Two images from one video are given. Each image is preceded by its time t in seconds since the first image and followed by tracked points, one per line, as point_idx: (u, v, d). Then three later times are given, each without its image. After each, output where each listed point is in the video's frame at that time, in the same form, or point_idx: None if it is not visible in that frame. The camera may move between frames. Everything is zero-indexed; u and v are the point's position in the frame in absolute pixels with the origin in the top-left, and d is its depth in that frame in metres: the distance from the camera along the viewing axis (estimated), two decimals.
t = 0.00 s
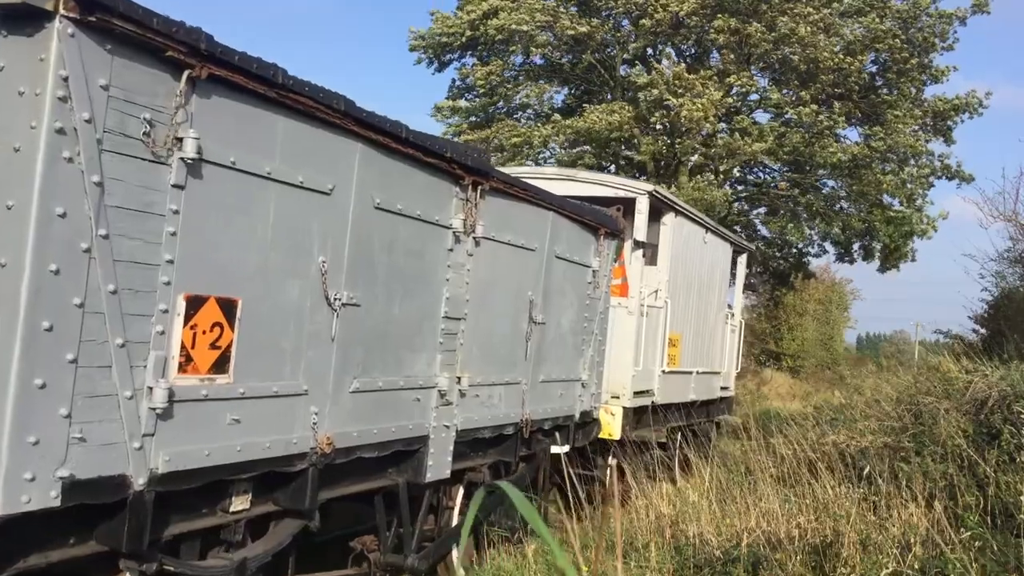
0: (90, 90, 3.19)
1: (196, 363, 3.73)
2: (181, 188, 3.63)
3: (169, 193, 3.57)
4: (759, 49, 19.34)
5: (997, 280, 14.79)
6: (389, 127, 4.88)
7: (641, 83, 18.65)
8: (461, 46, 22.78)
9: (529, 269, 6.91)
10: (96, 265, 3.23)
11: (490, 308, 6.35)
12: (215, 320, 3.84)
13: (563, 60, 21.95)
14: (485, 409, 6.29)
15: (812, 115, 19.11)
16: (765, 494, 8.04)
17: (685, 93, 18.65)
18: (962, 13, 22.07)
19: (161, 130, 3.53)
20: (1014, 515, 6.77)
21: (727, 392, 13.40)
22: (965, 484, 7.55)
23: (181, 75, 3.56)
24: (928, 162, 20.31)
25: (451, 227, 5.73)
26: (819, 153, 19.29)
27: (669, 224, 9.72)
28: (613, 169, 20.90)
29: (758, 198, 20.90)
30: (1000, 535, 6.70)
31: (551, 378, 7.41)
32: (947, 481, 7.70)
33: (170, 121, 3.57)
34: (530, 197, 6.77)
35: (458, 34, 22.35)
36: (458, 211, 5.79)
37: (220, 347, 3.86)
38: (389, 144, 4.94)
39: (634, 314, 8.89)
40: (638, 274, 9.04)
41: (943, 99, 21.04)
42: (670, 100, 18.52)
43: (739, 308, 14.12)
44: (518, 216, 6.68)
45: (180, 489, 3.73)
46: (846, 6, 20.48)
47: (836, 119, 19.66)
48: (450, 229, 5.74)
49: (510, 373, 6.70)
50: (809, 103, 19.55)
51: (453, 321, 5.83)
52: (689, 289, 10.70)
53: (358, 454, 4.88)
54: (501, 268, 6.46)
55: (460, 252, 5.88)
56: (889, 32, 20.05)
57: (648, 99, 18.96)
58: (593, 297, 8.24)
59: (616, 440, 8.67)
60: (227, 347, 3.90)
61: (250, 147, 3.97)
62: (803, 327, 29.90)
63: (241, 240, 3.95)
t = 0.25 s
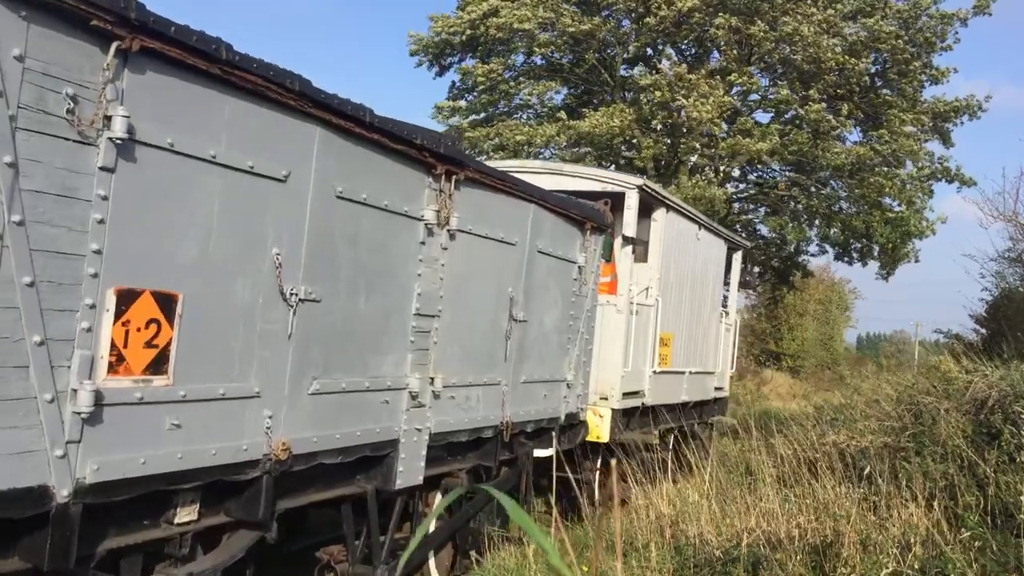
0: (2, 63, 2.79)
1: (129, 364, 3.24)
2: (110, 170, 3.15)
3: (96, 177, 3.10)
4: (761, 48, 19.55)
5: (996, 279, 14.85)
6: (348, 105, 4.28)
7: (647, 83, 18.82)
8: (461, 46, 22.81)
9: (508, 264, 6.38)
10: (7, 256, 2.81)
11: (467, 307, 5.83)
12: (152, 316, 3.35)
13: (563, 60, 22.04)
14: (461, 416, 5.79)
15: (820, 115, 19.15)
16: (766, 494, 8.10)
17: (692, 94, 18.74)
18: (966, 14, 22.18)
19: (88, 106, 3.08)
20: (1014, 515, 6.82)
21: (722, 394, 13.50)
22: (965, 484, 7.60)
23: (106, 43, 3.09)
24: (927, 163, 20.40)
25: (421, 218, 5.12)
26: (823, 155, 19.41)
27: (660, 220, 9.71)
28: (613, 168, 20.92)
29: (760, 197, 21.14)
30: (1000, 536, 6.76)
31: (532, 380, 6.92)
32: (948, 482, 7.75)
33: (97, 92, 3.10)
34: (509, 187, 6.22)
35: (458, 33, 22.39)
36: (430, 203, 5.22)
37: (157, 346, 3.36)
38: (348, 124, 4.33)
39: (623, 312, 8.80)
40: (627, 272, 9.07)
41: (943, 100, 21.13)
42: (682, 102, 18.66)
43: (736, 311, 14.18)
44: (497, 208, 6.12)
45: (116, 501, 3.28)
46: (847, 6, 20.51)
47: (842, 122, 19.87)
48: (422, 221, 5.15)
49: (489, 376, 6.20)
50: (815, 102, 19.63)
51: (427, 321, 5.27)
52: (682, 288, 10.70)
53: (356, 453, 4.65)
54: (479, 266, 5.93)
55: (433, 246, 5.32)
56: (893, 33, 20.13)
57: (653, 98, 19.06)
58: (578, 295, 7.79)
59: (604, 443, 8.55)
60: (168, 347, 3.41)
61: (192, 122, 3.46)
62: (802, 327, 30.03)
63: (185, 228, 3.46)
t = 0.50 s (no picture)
0: None
1: (61, 364, 3.02)
2: (38, 153, 2.94)
3: (21, 159, 2.88)
4: (761, 48, 19.33)
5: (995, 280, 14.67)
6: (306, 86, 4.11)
7: (649, 83, 18.71)
8: (461, 45, 22.60)
9: (489, 259, 6.17)
10: None
11: (445, 304, 5.62)
12: (88, 312, 3.14)
13: (563, 60, 21.84)
14: (438, 419, 5.56)
15: (822, 114, 18.96)
16: (765, 495, 7.89)
17: (696, 94, 18.54)
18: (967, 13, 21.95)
19: (11, 82, 2.86)
20: (1014, 514, 6.61)
21: (718, 395, 13.28)
22: (965, 484, 7.39)
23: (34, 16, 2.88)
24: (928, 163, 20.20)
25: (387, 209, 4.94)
26: (824, 154, 19.20)
27: (652, 215, 9.47)
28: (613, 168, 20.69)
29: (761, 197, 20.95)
30: (1000, 535, 6.54)
31: (516, 380, 6.70)
32: (948, 481, 7.53)
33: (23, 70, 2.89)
34: (488, 179, 6.02)
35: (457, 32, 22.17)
36: (403, 193, 5.08)
37: (92, 343, 3.15)
38: (308, 108, 4.17)
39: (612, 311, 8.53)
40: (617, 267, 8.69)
41: (942, 101, 20.93)
42: (688, 102, 18.49)
43: (733, 312, 13.96)
44: (474, 201, 5.90)
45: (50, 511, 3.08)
46: (848, 5, 20.29)
47: (845, 120, 19.61)
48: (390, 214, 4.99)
49: (468, 376, 5.96)
50: (819, 101, 19.41)
51: (400, 317, 5.13)
52: (675, 286, 10.45)
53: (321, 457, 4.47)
54: (456, 260, 5.71)
55: (407, 240, 5.16)
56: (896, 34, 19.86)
57: (654, 98, 18.92)
58: (565, 293, 7.56)
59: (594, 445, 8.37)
60: (106, 345, 3.21)
61: (136, 104, 3.27)
62: (803, 327, 29.78)
63: (125, 217, 3.26)
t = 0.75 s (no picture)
0: None
1: None
2: None
3: None
4: (759, 48, 19.01)
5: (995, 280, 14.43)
6: (257, 64, 3.90)
7: (649, 83, 18.50)
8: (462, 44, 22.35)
9: (468, 254, 5.94)
10: None
11: (419, 300, 5.41)
12: None
13: (564, 60, 21.54)
14: (412, 420, 5.36)
15: (823, 112, 18.74)
16: (765, 495, 7.66)
17: (697, 97, 18.41)
18: (966, 16, 21.70)
19: None
20: (1014, 515, 6.36)
21: (711, 396, 13.05)
22: (965, 484, 7.15)
23: None
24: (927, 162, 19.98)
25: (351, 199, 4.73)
26: (825, 152, 18.95)
27: (643, 210, 9.18)
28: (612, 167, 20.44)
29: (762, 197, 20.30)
30: (999, 536, 6.30)
31: (498, 381, 6.49)
32: (947, 482, 7.28)
33: None
34: (467, 171, 5.80)
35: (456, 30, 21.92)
36: (369, 183, 4.87)
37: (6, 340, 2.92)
38: (257, 85, 3.93)
39: (600, 308, 8.30)
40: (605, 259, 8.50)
41: (941, 101, 20.69)
42: (688, 104, 18.39)
43: (727, 312, 13.65)
44: (450, 194, 5.67)
45: None
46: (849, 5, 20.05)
47: (846, 118, 19.34)
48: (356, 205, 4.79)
49: (444, 376, 5.74)
50: (823, 99, 19.15)
51: (366, 314, 4.93)
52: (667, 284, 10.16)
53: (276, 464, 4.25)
54: (431, 254, 5.48)
55: (375, 232, 4.96)
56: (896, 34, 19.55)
57: (655, 99, 18.69)
58: (550, 288, 7.31)
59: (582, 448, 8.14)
60: (22, 343, 2.99)
61: (51, 80, 3.02)
62: (803, 327, 29.52)
63: (42, 199, 3.02)
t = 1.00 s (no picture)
0: None
1: None
2: None
3: None
4: (759, 49, 19.33)
5: (995, 277, 14.74)
6: (207, 41, 3.63)
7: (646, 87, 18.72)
8: (462, 45, 22.72)
9: (444, 248, 5.69)
10: None
11: (391, 296, 5.17)
12: None
13: (564, 61, 21.81)
14: (384, 423, 5.14)
15: (820, 113, 18.99)
16: (765, 495, 7.92)
17: (698, 98, 18.74)
18: (966, 15, 21.99)
19: None
20: (1014, 515, 6.64)
21: (707, 394, 13.31)
22: (965, 484, 7.43)
23: None
24: (928, 161, 20.25)
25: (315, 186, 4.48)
26: (824, 152, 19.26)
27: (635, 206, 9.34)
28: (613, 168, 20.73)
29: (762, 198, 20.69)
30: (1001, 536, 6.56)
31: (478, 381, 6.26)
32: (947, 482, 7.57)
33: None
34: (442, 161, 5.55)
35: (458, 30, 22.25)
36: (338, 171, 4.66)
37: None
38: (219, 67, 3.74)
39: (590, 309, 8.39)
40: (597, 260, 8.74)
41: (941, 101, 20.97)
42: (683, 109, 18.57)
43: (722, 311, 13.88)
44: (426, 183, 5.43)
45: None
46: (847, 5, 20.31)
47: (845, 119, 19.56)
48: (320, 193, 4.54)
49: (419, 375, 5.50)
50: (818, 99, 19.41)
51: (332, 311, 4.68)
52: (658, 281, 10.34)
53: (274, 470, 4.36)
54: (405, 249, 5.24)
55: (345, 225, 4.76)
56: (895, 34, 19.77)
57: (652, 102, 18.94)
58: (534, 286, 7.08)
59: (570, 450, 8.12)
60: None
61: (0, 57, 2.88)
62: (803, 327, 29.81)
63: None
